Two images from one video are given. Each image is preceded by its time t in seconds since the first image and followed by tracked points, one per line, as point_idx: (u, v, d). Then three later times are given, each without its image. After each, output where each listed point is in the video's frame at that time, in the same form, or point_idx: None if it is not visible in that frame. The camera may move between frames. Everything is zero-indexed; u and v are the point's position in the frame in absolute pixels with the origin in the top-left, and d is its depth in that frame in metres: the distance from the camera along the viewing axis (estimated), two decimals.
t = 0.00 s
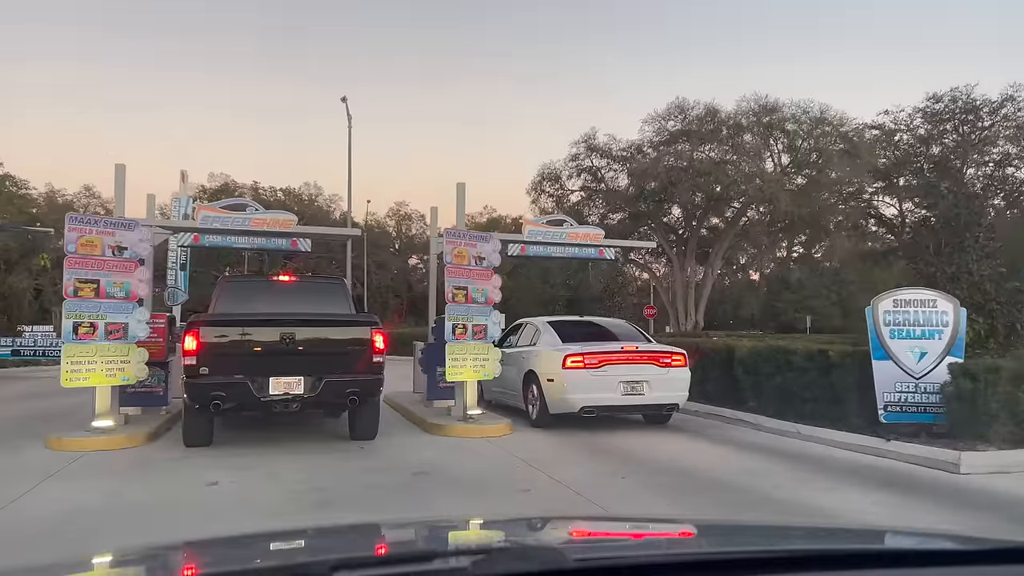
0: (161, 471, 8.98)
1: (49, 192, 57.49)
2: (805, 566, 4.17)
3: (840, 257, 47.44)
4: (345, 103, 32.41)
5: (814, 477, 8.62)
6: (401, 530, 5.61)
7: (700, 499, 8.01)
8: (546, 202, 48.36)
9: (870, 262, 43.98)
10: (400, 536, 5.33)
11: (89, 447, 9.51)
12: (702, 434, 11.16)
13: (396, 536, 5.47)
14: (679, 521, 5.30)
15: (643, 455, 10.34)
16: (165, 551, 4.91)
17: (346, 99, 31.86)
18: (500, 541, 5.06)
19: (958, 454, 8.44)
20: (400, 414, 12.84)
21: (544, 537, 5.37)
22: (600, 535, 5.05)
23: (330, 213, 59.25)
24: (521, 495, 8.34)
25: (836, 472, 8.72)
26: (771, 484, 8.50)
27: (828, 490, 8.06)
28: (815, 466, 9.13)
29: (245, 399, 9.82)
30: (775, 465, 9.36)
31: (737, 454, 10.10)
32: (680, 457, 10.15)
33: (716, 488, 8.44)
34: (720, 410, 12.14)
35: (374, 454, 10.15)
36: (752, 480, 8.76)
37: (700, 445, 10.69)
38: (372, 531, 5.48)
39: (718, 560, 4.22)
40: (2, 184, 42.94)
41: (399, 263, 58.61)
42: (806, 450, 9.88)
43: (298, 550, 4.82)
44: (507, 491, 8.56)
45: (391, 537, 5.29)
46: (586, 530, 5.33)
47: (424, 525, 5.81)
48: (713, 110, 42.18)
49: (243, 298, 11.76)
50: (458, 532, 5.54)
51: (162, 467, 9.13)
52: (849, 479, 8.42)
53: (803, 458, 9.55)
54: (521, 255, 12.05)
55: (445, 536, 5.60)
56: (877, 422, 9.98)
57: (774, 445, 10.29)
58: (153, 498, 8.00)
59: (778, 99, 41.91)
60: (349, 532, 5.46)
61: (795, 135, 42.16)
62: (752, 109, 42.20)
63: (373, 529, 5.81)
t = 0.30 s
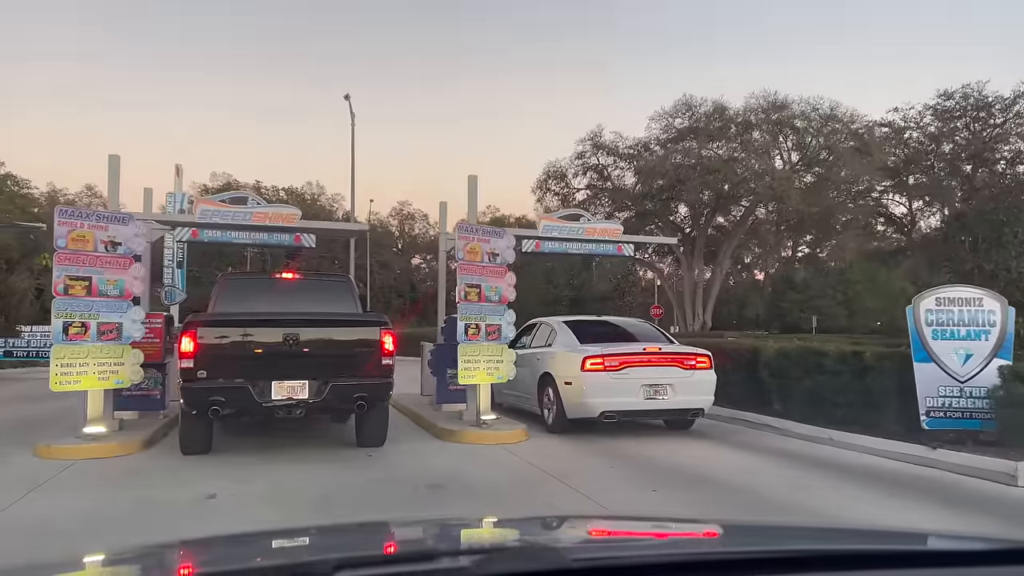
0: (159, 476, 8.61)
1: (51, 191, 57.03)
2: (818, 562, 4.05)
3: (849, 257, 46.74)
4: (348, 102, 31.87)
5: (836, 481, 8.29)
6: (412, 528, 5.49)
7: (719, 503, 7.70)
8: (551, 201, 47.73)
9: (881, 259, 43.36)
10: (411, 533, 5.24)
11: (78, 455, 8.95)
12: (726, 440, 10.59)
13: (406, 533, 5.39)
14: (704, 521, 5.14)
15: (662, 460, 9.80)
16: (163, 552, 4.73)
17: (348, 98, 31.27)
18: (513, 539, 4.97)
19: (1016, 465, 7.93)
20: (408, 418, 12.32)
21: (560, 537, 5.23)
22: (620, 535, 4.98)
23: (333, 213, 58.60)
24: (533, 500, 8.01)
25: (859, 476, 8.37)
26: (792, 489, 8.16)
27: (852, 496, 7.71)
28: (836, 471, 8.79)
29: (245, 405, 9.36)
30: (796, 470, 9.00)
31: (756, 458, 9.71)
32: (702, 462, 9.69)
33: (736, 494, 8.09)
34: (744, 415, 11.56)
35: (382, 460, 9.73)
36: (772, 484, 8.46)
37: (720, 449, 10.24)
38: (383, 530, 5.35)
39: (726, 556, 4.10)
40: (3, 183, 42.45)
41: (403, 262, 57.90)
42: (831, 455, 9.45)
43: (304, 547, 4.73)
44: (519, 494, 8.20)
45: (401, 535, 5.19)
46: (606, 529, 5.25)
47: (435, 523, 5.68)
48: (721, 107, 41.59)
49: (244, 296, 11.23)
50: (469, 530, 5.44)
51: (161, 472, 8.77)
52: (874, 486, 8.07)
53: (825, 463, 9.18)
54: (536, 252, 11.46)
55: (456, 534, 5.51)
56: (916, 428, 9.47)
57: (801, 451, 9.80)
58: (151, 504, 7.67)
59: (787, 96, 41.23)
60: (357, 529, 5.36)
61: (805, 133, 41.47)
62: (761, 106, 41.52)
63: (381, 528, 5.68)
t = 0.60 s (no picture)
0: (155, 482, 8.22)
1: (52, 189, 56.57)
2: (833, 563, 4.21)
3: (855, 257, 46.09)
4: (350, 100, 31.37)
5: (858, 483, 8.07)
6: (423, 529, 5.52)
7: (737, 506, 7.48)
8: (555, 199, 47.16)
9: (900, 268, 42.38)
10: (421, 533, 5.26)
11: (67, 463, 8.41)
12: (753, 445, 10.05)
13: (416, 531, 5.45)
14: (726, 523, 5.17)
15: (686, 467, 9.31)
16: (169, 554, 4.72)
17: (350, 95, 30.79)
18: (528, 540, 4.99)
19: None
20: (417, 422, 11.77)
21: (576, 536, 5.23)
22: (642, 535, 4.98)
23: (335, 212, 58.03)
24: (547, 503, 7.72)
25: (888, 482, 8.03)
26: (813, 493, 7.92)
27: (882, 503, 7.39)
28: (860, 475, 8.49)
29: (246, 410, 8.84)
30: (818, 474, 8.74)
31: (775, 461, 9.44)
32: (724, 467, 9.31)
33: (760, 500, 7.74)
34: (770, 420, 10.94)
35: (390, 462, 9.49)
36: (789, 486, 8.25)
37: (740, 450, 9.94)
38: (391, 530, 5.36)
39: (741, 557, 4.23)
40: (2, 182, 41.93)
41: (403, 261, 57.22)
42: (867, 463, 8.94)
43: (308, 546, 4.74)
44: (532, 497, 7.90)
45: (411, 533, 5.22)
46: (625, 529, 5.28)
47: (445, 523, 5.72)
48: (728, 105, 41.02)
49: (245, 295, 10.69)
50: (483, 532, 5.49)
51: (161, 474, 8.50)
52: (904, 493, 7.74)
53: (852, 469, 8.81)
54: (551, 247, 10.91)
55: (470, 531, 5.56)
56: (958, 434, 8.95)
57: (834, 458, 9.27)
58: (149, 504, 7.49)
59: (794, 93, 40.62)
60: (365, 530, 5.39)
61: (812, 130, 40.84)
62: (768, 103, 40.92)
63: (390, 528, 5.71)
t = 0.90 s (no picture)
0: (151, 488, 7.86)
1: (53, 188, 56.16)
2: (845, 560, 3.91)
3: (861, 257, 45.17)
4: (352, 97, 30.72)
5: (890, 491, 7.64)
6: (427, 529, 5.32)
7: (763, 512, 7.07)
8: (560, 198, 46.56)
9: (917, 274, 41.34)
10: (428, 536, 5.06)
11: (56, 473, 7.88)
12: (778, 450, 9.59)
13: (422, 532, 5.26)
14: (753, 520, 4.89)
15: (709, 475, 8.79)
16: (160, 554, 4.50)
17: (352, 92, 30.20)
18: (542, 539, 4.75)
19: None
20: (426, 427, 11.25)
21: (594, 536, 4.99)
22: (666, 534, 4.75)
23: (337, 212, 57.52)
24: (562, 509, 7.31)
25: (923, 491, 7.59)
26: (840, 499, 7.56)
27: (919, 512, 6.96)
28: (891, 481, 8.09)
29: (244, 416, 8.32)
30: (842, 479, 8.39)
31: (796, 464, 9.07)
32: (748, 472, 8.88)
33: (786, 507, 7.35)
34: (798, 425, 10.41)
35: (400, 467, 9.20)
36: (812, 493, 7.93)
37: (761, 453, 9.54)
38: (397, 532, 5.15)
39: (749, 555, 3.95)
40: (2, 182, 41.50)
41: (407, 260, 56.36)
42: (902, 470, 8.43)
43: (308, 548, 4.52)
44: (546, 504, 7.47)
45: (418, 534, 5.02)
46: (648, 527, 5.03)
47: (452, 522, 5.51)
48: (735, 102, 40.30)
49: (245, 293, 10.17)
50: (497, 531, 5.26)
51: (156, 480, 8.10)
52: (942, 501, 7.28)
53: (884, 475, 8.35)
54: (567, 244, 10.36)
55: (482, 532, 5.37)
56: (1003, 440, 8.42)
57: (866, 465, 8.76)
58: (146, 510, 7.17)
59: (801, 90, 39.81)
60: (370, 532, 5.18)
61: (820, 127, 39.99)
62: (775, 100, 40.14)
63: (398, 526, 5.51)
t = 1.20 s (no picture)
0: (146, 493, 7.49)
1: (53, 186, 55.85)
2: (844, 560, 3.84)
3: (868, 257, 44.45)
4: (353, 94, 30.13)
5: (922, 501, 7.27)
6: (435, 527, 5.17)
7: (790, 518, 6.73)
8: (563, 196, 46.02)
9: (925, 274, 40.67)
10: (433, 532, 4.99)
11: (49, 481, 7.37)
12: (802, 454, 9.20)
13: (429, 531, 5.03)
14: (780, 522, 4.77)
15: (735, 481, 8.32)
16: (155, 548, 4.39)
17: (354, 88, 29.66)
18: (561, 539, 4.67)
19: None
20: (435, 431, 10.77)
21: (612, 537, 4.84)
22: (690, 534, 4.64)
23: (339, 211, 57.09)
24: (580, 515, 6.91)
25: (959, 500, 7.21)
26: (870, 508, 7.20)
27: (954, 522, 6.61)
28: (924, 489, 7.70)
29: (243, 420, 7.85)
30: (865, 483, 8.14)
31: (817, 467, 8.76)
32: (773, 476, 8.50)
33: (811, 513, 7.00)
34: (826, 430, 9.94)
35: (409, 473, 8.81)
36: (834, 498, 7.65)
37: (782, 456, 9.17)
38: (403, 527, 5.05)
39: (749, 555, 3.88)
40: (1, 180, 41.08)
41: (408, 260, 55.85)
42: (936, 478, 8.02)
43: (312, 546, 4.42)
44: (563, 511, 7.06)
45: (427, 533, 4.85)
46: (673, 528, 4.89)
47: (462, 522, 5.38)
48: (741, 99, 39.73)
49: (246, 291, 9.69)
50: (512, 530, 5.12)
51: (154, 485, 7.76)
52: (979, 511, 6.92)
53: (917, 483, 7.95)
54: (583, 239, 9.89)
55: (495, 532, 5.16)
56: None
57: (898, 472, 8.35)
58: (145, 515, 6.90)
59: (808, 86, 39.15)
60: (377, 526, 5.05)
61: (827, 124, 39.29)
62: (782, 97, 39.51)
63: (405, 527, 5.23)
